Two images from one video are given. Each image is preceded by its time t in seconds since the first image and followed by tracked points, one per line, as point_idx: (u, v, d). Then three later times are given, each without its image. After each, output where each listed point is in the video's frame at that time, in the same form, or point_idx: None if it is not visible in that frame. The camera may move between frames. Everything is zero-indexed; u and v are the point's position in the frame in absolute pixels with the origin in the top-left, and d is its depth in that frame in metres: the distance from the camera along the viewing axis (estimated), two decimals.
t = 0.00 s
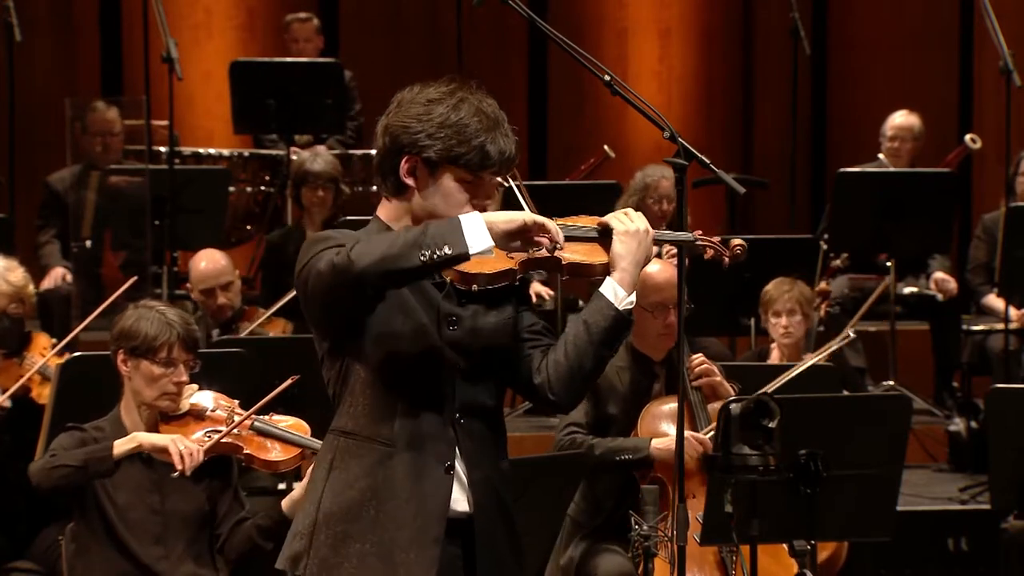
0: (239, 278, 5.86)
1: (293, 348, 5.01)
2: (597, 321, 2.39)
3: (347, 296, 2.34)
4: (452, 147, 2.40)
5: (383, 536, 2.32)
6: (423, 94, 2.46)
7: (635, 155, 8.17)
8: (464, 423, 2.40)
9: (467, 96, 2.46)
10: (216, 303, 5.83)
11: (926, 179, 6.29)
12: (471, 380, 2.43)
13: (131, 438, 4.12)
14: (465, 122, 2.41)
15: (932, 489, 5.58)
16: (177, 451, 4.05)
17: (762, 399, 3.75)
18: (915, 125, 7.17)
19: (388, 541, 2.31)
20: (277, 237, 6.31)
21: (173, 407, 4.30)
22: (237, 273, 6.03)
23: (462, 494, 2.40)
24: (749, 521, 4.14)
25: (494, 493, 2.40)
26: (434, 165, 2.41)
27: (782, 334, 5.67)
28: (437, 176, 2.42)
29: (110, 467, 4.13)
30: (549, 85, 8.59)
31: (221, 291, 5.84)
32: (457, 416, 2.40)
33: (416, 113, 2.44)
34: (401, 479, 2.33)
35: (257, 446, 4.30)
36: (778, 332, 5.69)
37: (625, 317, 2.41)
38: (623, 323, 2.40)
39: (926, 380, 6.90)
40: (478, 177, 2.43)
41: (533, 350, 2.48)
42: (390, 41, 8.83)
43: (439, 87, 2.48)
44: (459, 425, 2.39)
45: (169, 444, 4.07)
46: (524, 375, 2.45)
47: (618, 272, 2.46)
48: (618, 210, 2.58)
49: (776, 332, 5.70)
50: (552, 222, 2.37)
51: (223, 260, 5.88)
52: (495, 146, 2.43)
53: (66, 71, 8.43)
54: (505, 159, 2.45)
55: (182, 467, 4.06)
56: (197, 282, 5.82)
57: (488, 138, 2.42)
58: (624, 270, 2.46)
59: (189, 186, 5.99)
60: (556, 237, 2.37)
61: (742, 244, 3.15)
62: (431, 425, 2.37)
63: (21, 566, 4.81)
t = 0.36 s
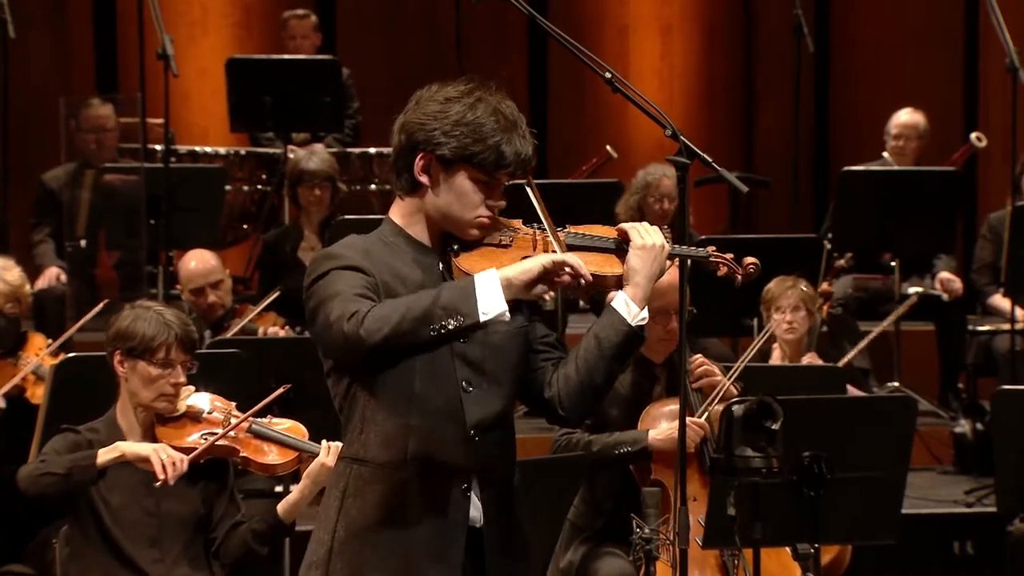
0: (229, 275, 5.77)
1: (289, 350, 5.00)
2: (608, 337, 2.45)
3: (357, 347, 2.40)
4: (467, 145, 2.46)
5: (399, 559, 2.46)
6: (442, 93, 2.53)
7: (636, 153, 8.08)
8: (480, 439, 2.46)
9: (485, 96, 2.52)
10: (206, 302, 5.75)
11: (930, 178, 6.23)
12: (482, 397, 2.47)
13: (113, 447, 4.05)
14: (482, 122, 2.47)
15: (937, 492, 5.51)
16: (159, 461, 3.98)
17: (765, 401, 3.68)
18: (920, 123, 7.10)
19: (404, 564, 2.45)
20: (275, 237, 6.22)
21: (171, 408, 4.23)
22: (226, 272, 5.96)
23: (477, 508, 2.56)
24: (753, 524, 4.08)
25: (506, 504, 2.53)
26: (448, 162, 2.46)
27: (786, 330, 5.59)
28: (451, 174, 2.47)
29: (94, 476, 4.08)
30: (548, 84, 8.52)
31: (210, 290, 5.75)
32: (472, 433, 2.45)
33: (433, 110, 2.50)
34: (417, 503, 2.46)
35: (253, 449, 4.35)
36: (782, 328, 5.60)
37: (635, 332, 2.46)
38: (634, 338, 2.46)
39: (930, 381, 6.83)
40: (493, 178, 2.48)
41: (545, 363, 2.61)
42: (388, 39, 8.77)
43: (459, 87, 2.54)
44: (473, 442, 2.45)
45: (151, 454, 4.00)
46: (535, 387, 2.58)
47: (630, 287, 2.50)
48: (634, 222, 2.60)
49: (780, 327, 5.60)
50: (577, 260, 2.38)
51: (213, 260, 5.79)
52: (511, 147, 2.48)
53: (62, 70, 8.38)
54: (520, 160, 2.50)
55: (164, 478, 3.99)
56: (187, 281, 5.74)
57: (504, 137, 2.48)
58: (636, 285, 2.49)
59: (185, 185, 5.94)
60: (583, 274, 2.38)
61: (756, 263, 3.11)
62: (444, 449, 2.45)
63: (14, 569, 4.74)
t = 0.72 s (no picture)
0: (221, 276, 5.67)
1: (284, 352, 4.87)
2: (622, 339, 2.38)
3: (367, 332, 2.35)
4: (488, 146, 2.37)
5: (403, 560, 2.38)
6: (463, 90, 2.44)
7: (639, 151, 8.09)
8: (487, 442, 2.42)
9: (507, 96, 2.44)
10: (201, 303, 5.67)
11: (937, 177, 6.14)
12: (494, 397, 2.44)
13: (103, 456, 3.94)
14: (504, 123, 2.39)
15: (944, 496, 5.42)
16: (149, 472, 3.85)
17: (769, 403, 3.58)
18: (927, 120, 7.00)
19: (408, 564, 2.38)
20: (270, 236, 6.15)
21: (167, 411, 4.14)
22: (219, 272, 5.87)
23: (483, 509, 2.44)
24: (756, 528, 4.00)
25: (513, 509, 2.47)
26: (468, 162, 2.38)
27: (788, 338, 5.54)
28: (471, 175, 2.39)
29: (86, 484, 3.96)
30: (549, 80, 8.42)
31: (204, 291, 5.67)
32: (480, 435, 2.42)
33: (455, 108, 2.41)
34: (423, 503, 2.37)
35: (251, 455, 4.29)
36: (784, 336, 5.55)
37: (650, 336, 2.39)
38: (648, 341, 2.39)
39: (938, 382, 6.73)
40: (511, 180, 2.40)
41: (555, 364, 2.54)
42: (386, 35, 8.68)
43: (480, 85, 2.45)
44: (481, 446, 2.42)
45: (140, 465, 3.87)
46: (545, 388, 2.52)
47: (645, 288, 2.42)
48: (650, 224, 2.51)
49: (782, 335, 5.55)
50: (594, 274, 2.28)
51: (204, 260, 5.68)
52: (532, 150, 2.40)
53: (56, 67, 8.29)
54: (541, 165, 2.42)
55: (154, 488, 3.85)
56: (179, 283, 5.64)
57: (526, 141, 2.40)
58: (651, 287, 2.42)
59: (179, 184, 5.85)
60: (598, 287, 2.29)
61: (771, 265, 3.04)
62: (455, 448, 2.40)
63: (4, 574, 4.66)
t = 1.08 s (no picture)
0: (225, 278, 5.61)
1: (282, 352, 4.79)
2: (634, 340, 2.25)
3: (377, 311, 2.19)
4: (504, 146, 2.22)
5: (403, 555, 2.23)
6: (479, 89, 2.29)
7: (639, 149, 8.03)
8: (487, 441, 2.30)
9: (525, 97, 2.29)
10: (202, 305, 5.60)
11: (942, 177, 6.08)
12: (501, 396, 2.31)
13: (98, 456, 3.88)
14: (521, 123, 2.24)
15: (950, 498, 5.35)
16: (144, 472, 3.78)
17: (774, 405, 3.51)
18: (933, 118, 6.93)
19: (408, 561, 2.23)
20: (267, 235, 6.10)
21: (162, 412, 4.08)
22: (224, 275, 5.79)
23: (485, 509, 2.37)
24: (760, 531, 3.94)
25: (515, 511, 2.36)
26: (484, 161, 2.22)
27: (797, 336, 5.45)
28: (486, 174, 2.24)
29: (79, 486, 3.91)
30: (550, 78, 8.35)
31: (207, 293, 5.60)
32: (481, 434, 2.29)
33: (470, 106, 2.26)
34: (425, 497, 2.25)
35: (248, 458, 4.21)
36: (793, 334, 5.48)
37: (663, 341, 2.27)
38: (661, 346, 2.26)
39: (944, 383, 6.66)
40: (525, 182, 2.25)
41: (565, 365, 2.42)
42: (383, 33, 8.62)
43: (497, 84, 2.30)
44: (482, 445, 2.29)
45: (135, 465, 3.80)
46: (554, 391, 2.39)
47: (658, 292, 2.29)
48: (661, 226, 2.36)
49: (791, 333, 5.48)
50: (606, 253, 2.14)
51: (210, 260, 5.64)
52: (549, 153, 2.25)
53: (51, 65, 8.22)
54: (557, 168, 2.27)
55: (148, 489, 3.79)
56: (182, 283, 5.59)
57: (543, 144, 2.25)
58: (665, 290, 2.28)
59: (175, 182, 5.78)
60: (610, 268, 2.15)
61: (782, 271, 3.00)
62: (457, 445, 2.25)
63: None
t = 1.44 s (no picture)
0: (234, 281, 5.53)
1: (282, 349, 4.67)
2: (640, 339, 2.25)
3: (388, 291, 2.14)
4: (511, 144, 2.18)
5: (409, 550, 2.17)
6: (485, 86, 2.24)
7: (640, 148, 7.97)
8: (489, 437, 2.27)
9: (530, 94, 2.24)
10: (209, 308, 5.52)
11: (949, 176, 6.00)
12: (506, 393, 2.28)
13: (106, 446, 3.87)
14: (529, 121, 2.20)
15: (956, 501, 5.28)
16: (153, 463, 3.81)
17: (776, 407, 3.42)
18: (939, 116, 6.86)
19: (414, 557, 2.17)
20: (264, 234, 6.03)
21: (157, 414, 4.02)
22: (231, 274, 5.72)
23: (490, 504, 2.30)
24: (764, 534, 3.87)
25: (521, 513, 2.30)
26: (491, 159, 2.18)
27: (811, 338, 5.42)
28: (493, 172, 2.20)
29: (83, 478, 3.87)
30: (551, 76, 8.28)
31: (214, 296, 5.52)
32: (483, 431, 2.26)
33: (476, 103, 2.22)
34: (430, 491, 2.19)
35: (245, 459, 4.12)
36: (806, 336, 5.44)
37: (670, 340, 2.26)
38: (668, 345, 2.26)
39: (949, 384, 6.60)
40: (531, 180, 2.22)
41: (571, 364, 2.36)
42: (381, 30, 8.55)
43: (502, 81, 2.25)
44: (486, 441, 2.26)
45: (144, 456, 3.83)
46: (559, 390, 2.34)
47: (665, 290, 2.31)
48: (669, 225, 2.42)
49: (803, 334, 5.45)
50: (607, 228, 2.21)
51: (218, 261, 5.57)
52: (556, 152, 2.21)
53: (45, 63, 8.15)
54: (564, 165, 2.23)
55: (156, 480, 3.81)
56: (190, 283, 5.51)
57: (550, 142, 2.21)
58: (671, 289, 2.30)
59: (170, 182, 5.72)
60: (614, 244, 2.21)
61: (790, 270, 2.96)
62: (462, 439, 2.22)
63: None
